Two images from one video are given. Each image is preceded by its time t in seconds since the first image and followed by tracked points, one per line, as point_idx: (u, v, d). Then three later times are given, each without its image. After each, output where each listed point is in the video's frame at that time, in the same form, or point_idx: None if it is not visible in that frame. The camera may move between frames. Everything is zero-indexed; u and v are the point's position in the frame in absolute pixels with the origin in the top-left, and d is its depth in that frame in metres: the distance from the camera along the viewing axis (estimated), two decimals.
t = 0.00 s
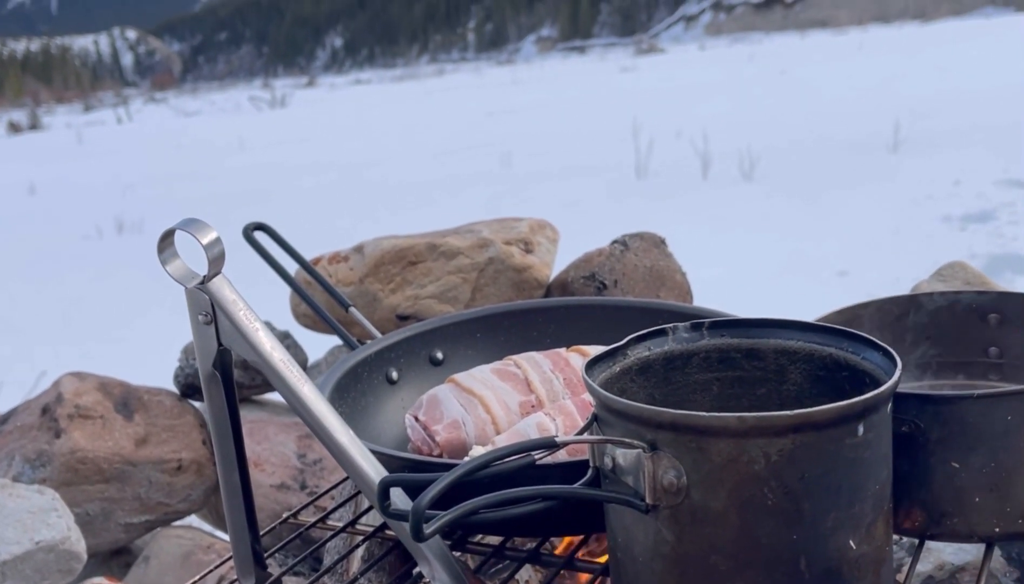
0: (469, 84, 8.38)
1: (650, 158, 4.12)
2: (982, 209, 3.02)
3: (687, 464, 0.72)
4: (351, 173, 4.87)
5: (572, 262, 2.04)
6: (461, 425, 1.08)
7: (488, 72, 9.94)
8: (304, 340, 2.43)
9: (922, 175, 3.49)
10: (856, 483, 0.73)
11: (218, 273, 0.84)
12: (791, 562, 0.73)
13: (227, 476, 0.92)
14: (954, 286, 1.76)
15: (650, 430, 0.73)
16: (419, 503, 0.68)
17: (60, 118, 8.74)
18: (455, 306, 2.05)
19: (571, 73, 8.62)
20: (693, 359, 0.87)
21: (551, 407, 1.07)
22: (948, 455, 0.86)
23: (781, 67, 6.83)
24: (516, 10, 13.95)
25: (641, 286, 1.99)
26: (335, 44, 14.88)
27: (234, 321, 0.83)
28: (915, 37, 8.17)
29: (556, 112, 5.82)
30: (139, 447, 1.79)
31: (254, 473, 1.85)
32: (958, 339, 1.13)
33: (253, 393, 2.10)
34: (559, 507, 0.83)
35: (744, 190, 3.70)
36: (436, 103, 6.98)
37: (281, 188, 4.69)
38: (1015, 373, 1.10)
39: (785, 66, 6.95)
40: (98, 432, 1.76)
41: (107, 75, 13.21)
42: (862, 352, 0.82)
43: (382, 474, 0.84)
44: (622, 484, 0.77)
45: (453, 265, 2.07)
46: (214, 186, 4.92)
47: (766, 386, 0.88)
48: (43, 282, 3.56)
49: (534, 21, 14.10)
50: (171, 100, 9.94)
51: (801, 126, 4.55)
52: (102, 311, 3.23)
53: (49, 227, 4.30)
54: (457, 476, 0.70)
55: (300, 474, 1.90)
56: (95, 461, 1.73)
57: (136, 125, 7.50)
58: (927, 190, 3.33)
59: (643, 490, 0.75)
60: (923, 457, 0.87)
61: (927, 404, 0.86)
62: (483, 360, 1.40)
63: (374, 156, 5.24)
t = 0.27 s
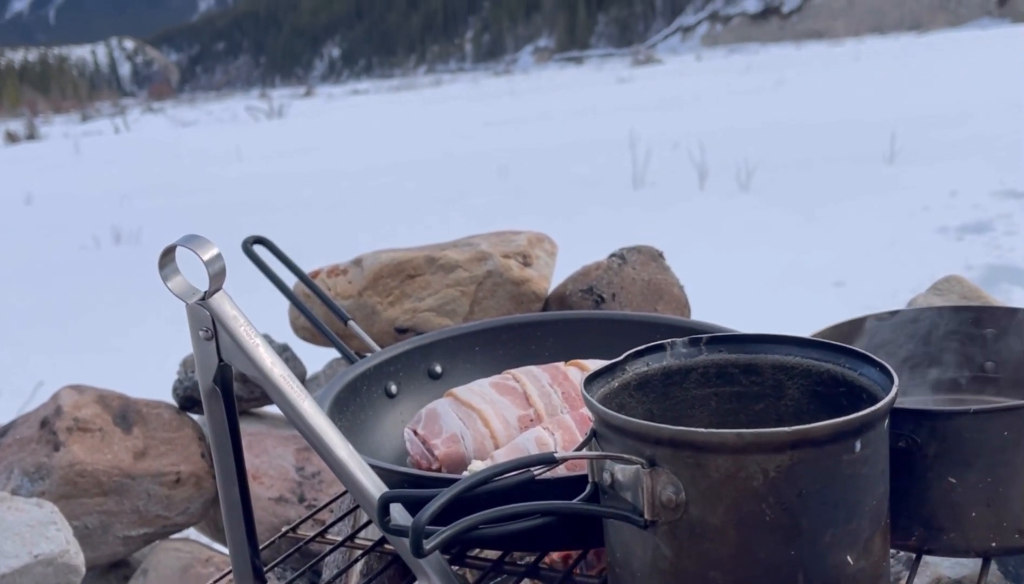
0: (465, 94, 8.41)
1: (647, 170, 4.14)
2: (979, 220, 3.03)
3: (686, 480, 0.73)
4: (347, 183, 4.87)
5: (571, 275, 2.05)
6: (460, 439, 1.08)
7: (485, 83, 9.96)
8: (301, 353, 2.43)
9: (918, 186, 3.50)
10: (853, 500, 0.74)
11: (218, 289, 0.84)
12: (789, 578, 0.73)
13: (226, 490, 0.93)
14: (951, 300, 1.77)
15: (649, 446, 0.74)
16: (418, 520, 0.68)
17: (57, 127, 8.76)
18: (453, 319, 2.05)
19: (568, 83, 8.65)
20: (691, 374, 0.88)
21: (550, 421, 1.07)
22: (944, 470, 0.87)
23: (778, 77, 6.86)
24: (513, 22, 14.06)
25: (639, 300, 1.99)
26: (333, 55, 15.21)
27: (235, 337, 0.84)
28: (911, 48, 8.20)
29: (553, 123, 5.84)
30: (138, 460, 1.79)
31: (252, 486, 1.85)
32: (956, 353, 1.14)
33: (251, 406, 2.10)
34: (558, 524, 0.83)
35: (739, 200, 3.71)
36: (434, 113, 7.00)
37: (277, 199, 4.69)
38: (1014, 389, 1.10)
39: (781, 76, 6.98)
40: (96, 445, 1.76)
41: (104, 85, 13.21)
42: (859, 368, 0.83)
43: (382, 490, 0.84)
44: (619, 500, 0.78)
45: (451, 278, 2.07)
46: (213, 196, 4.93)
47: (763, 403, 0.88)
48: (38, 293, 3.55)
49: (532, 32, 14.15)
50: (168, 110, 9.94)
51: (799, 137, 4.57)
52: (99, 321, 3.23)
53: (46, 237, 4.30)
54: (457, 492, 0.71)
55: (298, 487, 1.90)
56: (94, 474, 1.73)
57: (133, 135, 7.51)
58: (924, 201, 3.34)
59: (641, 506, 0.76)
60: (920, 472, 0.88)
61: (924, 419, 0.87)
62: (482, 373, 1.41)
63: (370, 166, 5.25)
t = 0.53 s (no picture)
0: (462, 103, 8.44)
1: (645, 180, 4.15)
2: (976, 229, 3.04)
3: (689, 493, 0.73)
4: (345, 192, 4.88)
5: (571, 286, 2.05)
6: (461, 451, 1.08)
7: (482, 92, 9.98)
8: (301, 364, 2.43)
9: (914, 195, 3.52)
10: (855, 512, 0.74)
11: (222, 301, 0.85)
12: None
13: (229, 502, 0.93)
14: (949, 312, 1.77)
15: (652, 459, 0.74)
16: (423, 532, 0.68)
17: (54, 136, 8.76)
18: (453, 330, 2.06)
19: (565, 92, 8.68)
20: (693, 388, 0.88)
21: (551, 433, 1.08)
22: (944, 482, 0.87)
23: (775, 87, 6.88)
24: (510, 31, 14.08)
25: (639, 311, 2.00)
26: (329, 64, 15.14)
27: (239, 349, 0.84)
28: (908, 57, 8.24)
29: (552, 132, 5.86)
30: (138, 471, 1.79)
31: (252, 496, 1.85)
32: (954, 365, 1.14)
33: (252, 417, 2.10)
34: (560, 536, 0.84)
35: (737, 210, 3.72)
36: (432, 122, 7.01)
37: (275, 208, 4.69)
38: (1012, 401, 1.11)
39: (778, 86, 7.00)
40: (97, 456, 1.76)
41: (101, 93, 13.20)
42: (861, 381, 0.83)
43: (385, 502, 0.85)
44: (622, 512, 0.78)
45: (452, 289, 2.08)
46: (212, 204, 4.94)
47: (765, 415, 0.89)
48: (36, 301, 3.55)
49: (529, 41, 14.19)
50: (166, 119, 9.93)
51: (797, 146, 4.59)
52: (97, 330, 3.22)
53: (45, 245, 4.30)
54: (461, 505, 0.71)
55: (298, 498, 1.90)
56: (95, 485, 1.73)
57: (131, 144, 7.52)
58: (921, 211, 3.35)
59: (643, 519, 0.76)
60: (921, 485, 0.88)
61: (924, 432, 0.87)
62: (482, 384, 1.41)
63: (368, 175, 5.25)
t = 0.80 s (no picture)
0: (458, 110, 8.46)
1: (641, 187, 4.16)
2: (969, 237, 3.05)
3: (683, 506, 0.73)
4: (340, 198, 4.88)
5: (566, 296, 2.06)
6: (456, 461, 1.09)
7: (478, 98, 9.99)
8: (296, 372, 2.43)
9: (908, 203, 3.53)
10: (850, 525, 0.74)
11: (218, 313, 0.85)
12: None
13: (225, 512, 0.93)
14: (943, 323, 1.78)
15: (646, 471, 0.74)
16: (417, 545, 0.68)
17: (50, 141, 8.76)
18: (449, 339, 2.06)
19: (560, 99, 8.69)
20: (687, 400, 0.89)
21: (546, 445, 1.08)
22: (939, 494, 0.88)
23: (770, 94, 6.89)
24: (507, 37, 14.09)
25: (634, 321, 2.00)
26: (327, 69, 15.39)
27: (235, 362, 0.85)
28: (903, 65, 8.26)
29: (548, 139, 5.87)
30: (134, 480, 1.78)
31: (247, 505, 1.85)
32: (948, 375, 1.15)
33: (247, 426, 2.10)
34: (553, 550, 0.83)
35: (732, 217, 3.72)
36: (428, 128, 7.02)
37: (271, 214, 4.69)
38: (1004, 413, 1.11)
39: (772, 93, 7.02)
40: (92, 465, 1.76)
41: (97, 98, 13.18)
42: (854, 394, 0.84)
43: (380, 514, 0.85)
44: (618, 524, 0.78)
45: (448, 298, 2.08)
46: (208, 209, 4.94)
47: (759, 428, 0.89)
48: (30, 307, 3.55)
49: (525, 47, 14.23)
50: (162, 124, 9.92)
51: (793, 153, 4.60)
52: (91, 336, 3.22)
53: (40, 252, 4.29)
54: (457, 517, 0.71)
55: (293, 507, 1.90)
56: (89, 494, 1.72)
57: (127, 150, 7.52)
58: (915, 219, 3.36)
59: (637, 531, 0.76)
60: (915, 496, 0.89)
61: (919, 443, 0.87)
62: (478, 394, 1.41)
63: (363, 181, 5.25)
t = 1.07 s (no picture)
0: (453, 112, 8.45)
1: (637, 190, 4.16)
2: (964, 240, 3.06)
3: (682, 514, 0.73)
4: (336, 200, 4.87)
5: (562, 301, 2.05)
6: (453, 468, 1.08)
7: (473, 100, 10.00)
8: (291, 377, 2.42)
9: (903, 206, 3.53)
10: (849, 534, 0.74)
11: (213, 319, 0.84)
12: None
13: (220, 518, 0.92)
14: (940, 328, 1.78)
15: (645, 479, 0.74)
16: (414, 554, 0.68)
17: (44, 144, 8.73)
18: (445, 344, 2.05)
19: (555, 102, 8.70)
20: (686, 407, 0.88)
21: (543, 452, 1.07)
22: (938, 502, 0.87)
23: (765, 98, 6.91)
24: (501, 39, 14.09)
25: (631, 325, 2.00)
26: (322, 73, 15.43)
27: (231, 368, 0.84)
28: (897, 69, 8.29)
29: (543, 142, 5.87)
30: (128, 485, 1.77)
31: (243, 511, 1.84)
32: (947, 382, 1.14)
33: (242, 431, 2.09)
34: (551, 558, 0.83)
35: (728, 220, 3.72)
36: (423, 131, 7.02)
37: (266, 217, 4.67)
38: (1004, 420, 1.11)
39: (767, 96, 7.04)
40: (87, 470, 1.74)
41: (92, 100, 13.13)
42: (853, 401, 0.83)
43: (377, 522, 0.84)
44: (616, 533, 0.77)
45: (444, 303, 2.07)
46: (202, 212, 4.92)
47: (758, 435, 0.88)
48: (23, 310, 3.53)
49: (520, 49, 14.23)
50: (156, 127, 9.89)
51: (788, 157, 4.60)
52: (85, 338, 3.20)
53: (34, 254, 4.27)
54: (454, 525, 0.70)
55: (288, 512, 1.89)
56: (84, 499, 1.71)
57: (121, 152, 7.49)
58: (910, 222, 3.36)
59: (636, 539, 0.76)
60: (914, 504, 0.88)
61: (917, 451, 0.87)
62: (474, 400, 1.40)
63: (359, 183, 5.24)
